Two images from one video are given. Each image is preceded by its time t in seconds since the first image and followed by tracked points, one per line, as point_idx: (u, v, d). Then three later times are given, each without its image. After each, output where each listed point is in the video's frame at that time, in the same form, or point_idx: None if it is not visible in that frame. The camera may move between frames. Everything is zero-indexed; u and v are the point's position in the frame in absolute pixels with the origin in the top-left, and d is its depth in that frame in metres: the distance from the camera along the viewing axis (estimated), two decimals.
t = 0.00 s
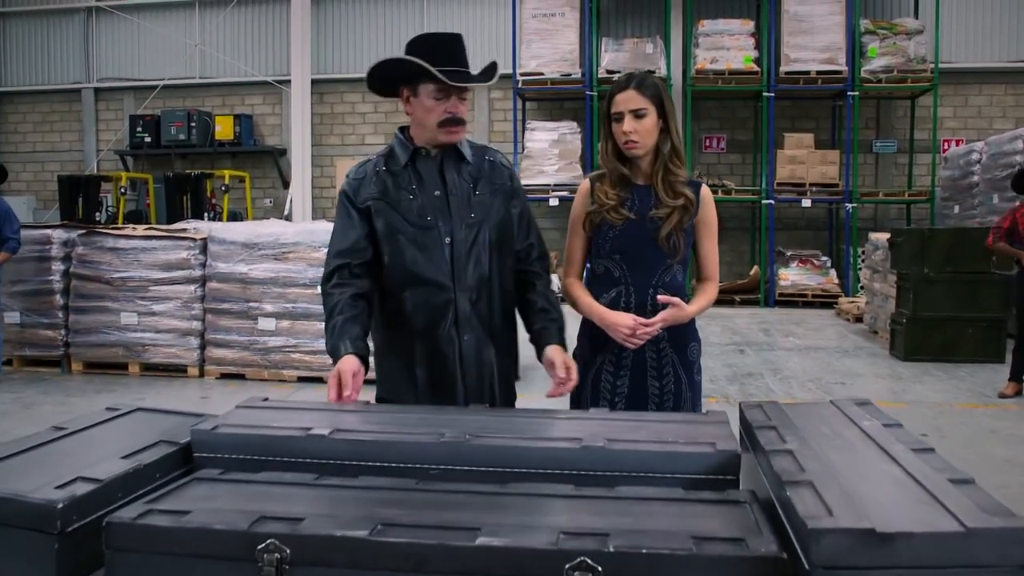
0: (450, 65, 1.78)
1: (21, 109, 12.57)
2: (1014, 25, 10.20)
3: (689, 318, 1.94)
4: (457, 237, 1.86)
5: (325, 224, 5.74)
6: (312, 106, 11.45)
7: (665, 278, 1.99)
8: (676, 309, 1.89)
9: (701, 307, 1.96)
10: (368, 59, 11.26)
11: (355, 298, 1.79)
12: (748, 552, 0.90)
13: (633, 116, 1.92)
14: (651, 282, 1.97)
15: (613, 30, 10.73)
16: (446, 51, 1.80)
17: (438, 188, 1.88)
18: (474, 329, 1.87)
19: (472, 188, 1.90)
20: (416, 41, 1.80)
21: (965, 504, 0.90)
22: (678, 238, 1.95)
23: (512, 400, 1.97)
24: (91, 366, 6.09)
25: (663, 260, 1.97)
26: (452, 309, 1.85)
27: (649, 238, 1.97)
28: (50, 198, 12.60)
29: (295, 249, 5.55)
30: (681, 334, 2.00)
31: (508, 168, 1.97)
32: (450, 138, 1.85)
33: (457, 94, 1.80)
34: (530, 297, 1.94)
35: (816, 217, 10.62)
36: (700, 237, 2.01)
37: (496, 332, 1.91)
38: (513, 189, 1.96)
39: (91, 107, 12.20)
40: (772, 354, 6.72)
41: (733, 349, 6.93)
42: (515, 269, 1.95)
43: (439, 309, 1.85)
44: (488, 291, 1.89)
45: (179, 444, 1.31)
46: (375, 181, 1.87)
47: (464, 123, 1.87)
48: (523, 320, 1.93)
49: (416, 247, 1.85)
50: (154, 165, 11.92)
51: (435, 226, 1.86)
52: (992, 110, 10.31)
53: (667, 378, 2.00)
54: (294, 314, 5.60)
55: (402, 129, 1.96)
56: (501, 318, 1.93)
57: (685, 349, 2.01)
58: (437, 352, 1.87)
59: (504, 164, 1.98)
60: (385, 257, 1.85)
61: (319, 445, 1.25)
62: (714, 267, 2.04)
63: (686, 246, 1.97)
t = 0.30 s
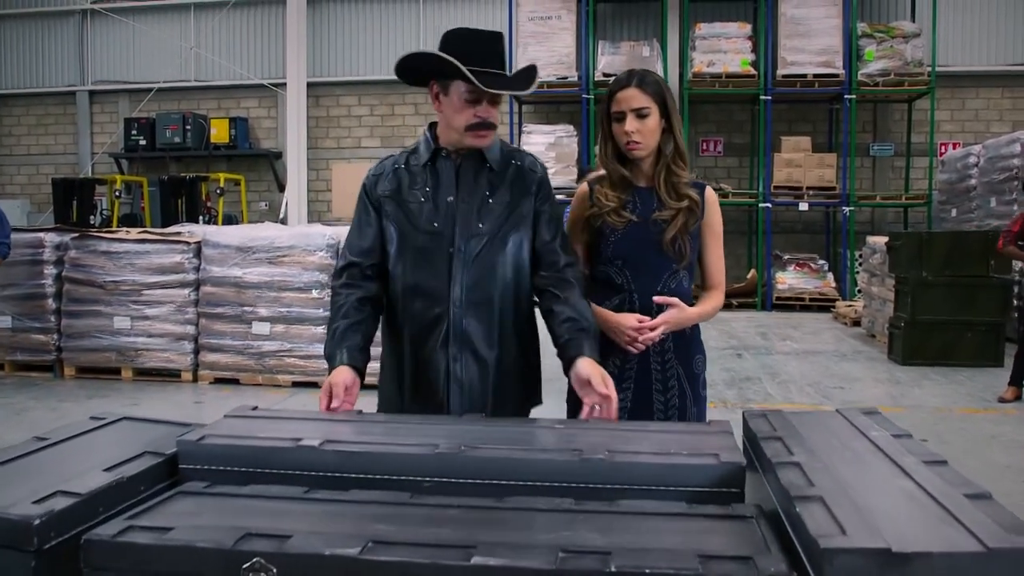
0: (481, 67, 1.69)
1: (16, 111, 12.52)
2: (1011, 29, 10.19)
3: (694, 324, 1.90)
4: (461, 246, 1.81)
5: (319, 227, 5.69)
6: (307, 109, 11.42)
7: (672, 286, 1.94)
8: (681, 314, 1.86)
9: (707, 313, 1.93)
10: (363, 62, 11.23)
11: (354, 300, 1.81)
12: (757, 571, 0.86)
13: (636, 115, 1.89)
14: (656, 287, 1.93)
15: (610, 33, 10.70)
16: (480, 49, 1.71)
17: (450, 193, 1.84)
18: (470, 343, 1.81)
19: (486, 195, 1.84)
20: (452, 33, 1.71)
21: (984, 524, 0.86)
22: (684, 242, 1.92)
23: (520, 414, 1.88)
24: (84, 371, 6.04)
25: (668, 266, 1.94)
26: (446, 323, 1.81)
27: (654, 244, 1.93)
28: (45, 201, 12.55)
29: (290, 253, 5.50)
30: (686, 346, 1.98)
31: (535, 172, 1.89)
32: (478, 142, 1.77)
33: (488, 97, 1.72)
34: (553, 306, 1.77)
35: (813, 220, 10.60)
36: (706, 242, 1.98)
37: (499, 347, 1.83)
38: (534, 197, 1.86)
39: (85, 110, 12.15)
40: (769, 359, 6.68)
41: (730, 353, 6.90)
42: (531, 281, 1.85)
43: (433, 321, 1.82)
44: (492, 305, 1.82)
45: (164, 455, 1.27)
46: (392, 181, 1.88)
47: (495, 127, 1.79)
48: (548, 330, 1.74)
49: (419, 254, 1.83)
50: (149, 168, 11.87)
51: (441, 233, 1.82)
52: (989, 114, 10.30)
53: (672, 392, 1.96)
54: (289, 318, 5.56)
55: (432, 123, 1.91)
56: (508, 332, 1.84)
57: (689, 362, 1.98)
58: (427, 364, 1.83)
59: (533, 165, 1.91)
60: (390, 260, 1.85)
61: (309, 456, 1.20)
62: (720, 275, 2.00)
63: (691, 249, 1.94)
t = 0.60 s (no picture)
0: (494, 70, 1.64)
1: (7, 113, 12.44)
2: (1004, 31, 10.19)
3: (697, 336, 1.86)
4: (457, 254, 1.77)
5: (312, 230, 5.64)
6: (300, 110, 11.36)
7: (675, 295, 1.90)
8: (683, 326, 1.81)
9: (710, 324, 1.89)
10: (356, 64, 11.18)
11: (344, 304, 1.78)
12: None
13: (642, 115, 1.85)
14: (658, 296, 1.89)
15: (603, 35, 10.67)
16: (497, 50, 1.65)
17: (448, 197, 1.80)
18: (460, 357, 1.78)
19: (486, 201, 1.80)
20: (470, 25, 1.65)
21: (999, 541, 0.82)
22: (688, 248, 1.88)
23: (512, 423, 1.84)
24: (73, 375, 5.98)
25: (671, 273, 1.89)
26: (437, 335, 1.78)
27: (657, 250, 1.89)
28: (36, 203, 12.48)
29: (282, 255, 5.46)
30: (691, 356, 1.93)
31: (541, 176, 1.85)
32: (484, 148, 1.73)
33: (497, 104, 1.67)
34: (555, 323, 1.73)
35: (808, 223, 10.58)
36: (713, 246, 1.94)
37: (492, 357, 1.78)
38: (536, 204, 1.82)
39: (77, 112, 12.08)
40: (765, 361, 6.65)
41: (725, 356, 6.86)
42: (527, 293, 1.82)
43: (424, 331, 1.78)
44: (484, 317, 1.78)
45: (146, 466, 1.22)
46: (387, 176, 1.83)
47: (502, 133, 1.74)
48: (553, 351, 1.71)
49: (412, 259, 1.78)
50: (142, 170, 11.80)
51: (436, 238, 1.78)
52: (983, 116, 10.29)
53: (676, 403, 1.92)
54: (281, 322, 5.51)
55: (437, 114, 1.86)
56: (502, 342, 1.79)
57: (696, 373, 1.93)
58: (415, 375, 1.81)
59: (539, 168, 1.86)
60: (381, 262, 1.80)
61: (296, 466, 1.16)
62: (725, 282, 1.96)
63: (697, 256, 1.90)
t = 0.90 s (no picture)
0: (491, 67, 1.60)
1: None
2: (997, 33, 10.20)
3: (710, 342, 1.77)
4: (449, 259, 1.73)
5: (303, 232, 5.59)
6: (292, 112, 11.32)
7: (689, 300, 1.82)
8: (689, 332, 1.73)
9: (728, 329, 1.79)
10: (348, 65, 11.14)
11: (328, 313, 1.75)
12: None
13: (656, 112, 1.79)
14: (671, 299, 1.82)
15: (596, 37, 10.65)
16: (494, 47, 1.61)
17: (440, 200, 1.76)
18: (451, 369, 1.73)
19: (481, 203, 1.76)
20: (468, 19, 1.61)
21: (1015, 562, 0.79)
22: (701, 249, 1.80)
23: (508, 433, 1.80)
24: (61, 379, 5.92)
25: (685, 276, 1.82)
26: (427, 345, 1.73)
27: (670, 253, 1.81)
28: (25, 205, 12.40)
29: (273, 258, 5.41)
30: (709, 362, 1.83)
31: (538, 178, 1.81)
32: (480, 148, 1.69)
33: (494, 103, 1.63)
34: (549, 333, 1.71)
35: (801, 225, 10.57)
36: (735, 247, 1.85)
37: (486, 367, 1.73)
38: (533, 208, 1.78)
39: (67, 114, 11.99)
40: (758, 364, 6.63)
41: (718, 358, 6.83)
42: (524, 301, 1.77)
43: (414, 342, 1.73)
44: (477, 326, 1.74)
45: (126, 477, 1.18)
46: (376, 178, 1.79)
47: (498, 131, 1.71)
48: (548, 362, 1.69)
49: (401, 266, 1.74)
50: (132, 171, 11.72)
51: (427, 243, 1.74)
52: (975, 118, 10.30)
53: (692, 411, 1.82)
54: (271, 325, 5.46)
55: (427, 112, 1.83)
56: (497, 350, 1.75)
57: (713, 379, 1.83)
58: (405, 387, 1.76)
59: (536, 168, 1.82)
60: (368, 267, 1.77)
61: (282, 477, 1.12)
62: (749, 285, 1.87)
63: (713, 258, 1.81)
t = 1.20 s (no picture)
0: (489, 63, 1.57)
1: None
2: (986, 36, 10.22)
3: (735, 347, 1.67)
4: (445, 261, 1.69)
5: (291, 234, 5.54)
6: (281, 113, 11.25)
7: (716, 303, 1.74)
8: (710, 336, 1.64)
9: (759, 332, 1.69)
10: (338, 67, 11.08)
11: (319, 316, 1.71)
12: None
13: (678, 108, 1.72)
14: (696, 302, 1.74)
15: (587, 39, 10.62)
16: (493, 40, 1.58)
17: (434, 200, 1.72)
18: (446, 375, 1.69)
19: (477, 204, 1.72)
20: (465, 14, 1.58)
21: None
22: (726, 249, 1.72)
23: (504, 441, 1.75)
24: (47, 382, 5.85)
25: (710, 277, 1.74)
26: (422, 350, 1.69)
27: (692, 254, 1.74)
28: (13, 207, 12.31)
29: (261, 260, 5.36)
30: (739, 369, 1.73)
31: (535, 179, 1.78)
32: (475, 146, 1.66)
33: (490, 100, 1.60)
34: (546, 339, 1.68)
35: (792, 227, 10.56)
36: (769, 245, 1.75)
37: (482, 372, 1.69)
38: (530, 210, 1.75)
39: (54, 115, 11.91)
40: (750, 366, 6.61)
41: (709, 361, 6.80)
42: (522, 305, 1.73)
43: (408, 347, 1.69)
44: (473, 330, 1.70)
45: (102, 486, 1.13)
46: (368, 178, 1.76)
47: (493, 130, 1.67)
48: (544, 370, 1.66)
49: (395, 268, 1.70)
50: (120, 172, 11.63)
51: (421, 244, 1.70)
52: (965, 121, 10.32)
53: (720, 421, 1.72)
54: (259, 327, 5.41)
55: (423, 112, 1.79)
56: (493, 355, 1.71)
57: (745, 387, 1.72)
58: (398, 393, 1.71)
59: (533, 169, 1.79)
60: (360, 270, 1.73)
61: (265, 488, 1.08)
62: (789, 285, 1.75)
63: (738, 259, 1.72)
